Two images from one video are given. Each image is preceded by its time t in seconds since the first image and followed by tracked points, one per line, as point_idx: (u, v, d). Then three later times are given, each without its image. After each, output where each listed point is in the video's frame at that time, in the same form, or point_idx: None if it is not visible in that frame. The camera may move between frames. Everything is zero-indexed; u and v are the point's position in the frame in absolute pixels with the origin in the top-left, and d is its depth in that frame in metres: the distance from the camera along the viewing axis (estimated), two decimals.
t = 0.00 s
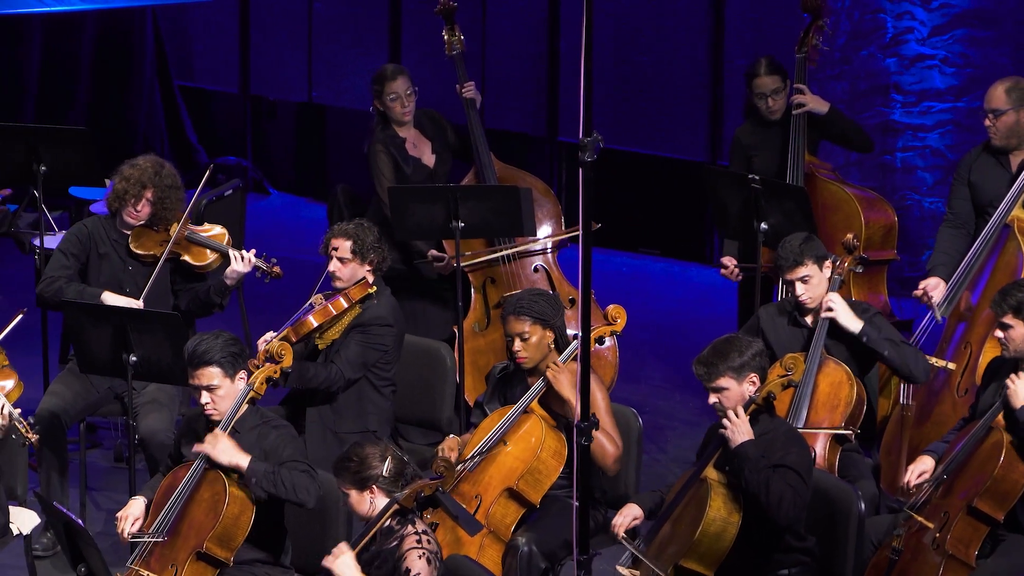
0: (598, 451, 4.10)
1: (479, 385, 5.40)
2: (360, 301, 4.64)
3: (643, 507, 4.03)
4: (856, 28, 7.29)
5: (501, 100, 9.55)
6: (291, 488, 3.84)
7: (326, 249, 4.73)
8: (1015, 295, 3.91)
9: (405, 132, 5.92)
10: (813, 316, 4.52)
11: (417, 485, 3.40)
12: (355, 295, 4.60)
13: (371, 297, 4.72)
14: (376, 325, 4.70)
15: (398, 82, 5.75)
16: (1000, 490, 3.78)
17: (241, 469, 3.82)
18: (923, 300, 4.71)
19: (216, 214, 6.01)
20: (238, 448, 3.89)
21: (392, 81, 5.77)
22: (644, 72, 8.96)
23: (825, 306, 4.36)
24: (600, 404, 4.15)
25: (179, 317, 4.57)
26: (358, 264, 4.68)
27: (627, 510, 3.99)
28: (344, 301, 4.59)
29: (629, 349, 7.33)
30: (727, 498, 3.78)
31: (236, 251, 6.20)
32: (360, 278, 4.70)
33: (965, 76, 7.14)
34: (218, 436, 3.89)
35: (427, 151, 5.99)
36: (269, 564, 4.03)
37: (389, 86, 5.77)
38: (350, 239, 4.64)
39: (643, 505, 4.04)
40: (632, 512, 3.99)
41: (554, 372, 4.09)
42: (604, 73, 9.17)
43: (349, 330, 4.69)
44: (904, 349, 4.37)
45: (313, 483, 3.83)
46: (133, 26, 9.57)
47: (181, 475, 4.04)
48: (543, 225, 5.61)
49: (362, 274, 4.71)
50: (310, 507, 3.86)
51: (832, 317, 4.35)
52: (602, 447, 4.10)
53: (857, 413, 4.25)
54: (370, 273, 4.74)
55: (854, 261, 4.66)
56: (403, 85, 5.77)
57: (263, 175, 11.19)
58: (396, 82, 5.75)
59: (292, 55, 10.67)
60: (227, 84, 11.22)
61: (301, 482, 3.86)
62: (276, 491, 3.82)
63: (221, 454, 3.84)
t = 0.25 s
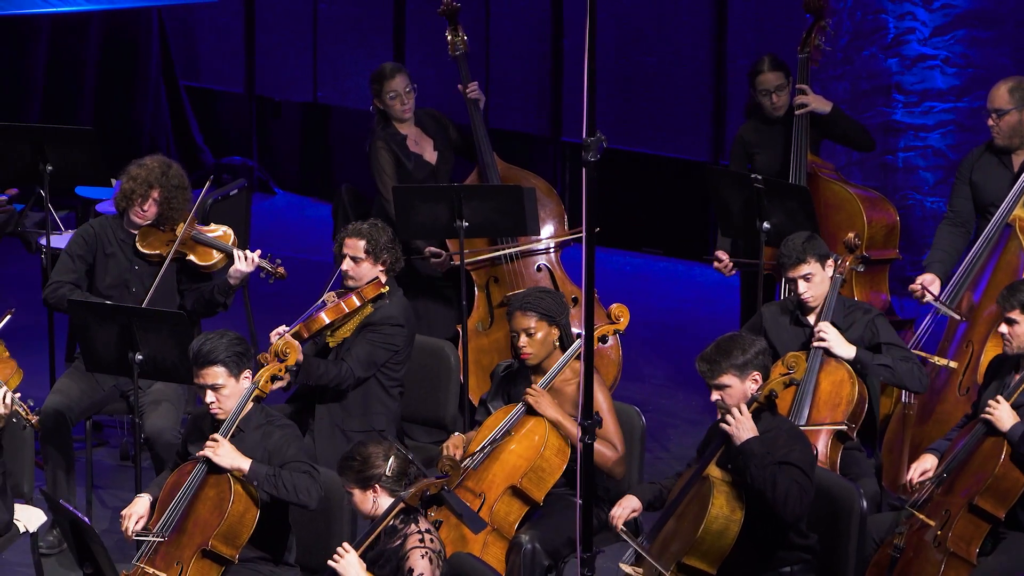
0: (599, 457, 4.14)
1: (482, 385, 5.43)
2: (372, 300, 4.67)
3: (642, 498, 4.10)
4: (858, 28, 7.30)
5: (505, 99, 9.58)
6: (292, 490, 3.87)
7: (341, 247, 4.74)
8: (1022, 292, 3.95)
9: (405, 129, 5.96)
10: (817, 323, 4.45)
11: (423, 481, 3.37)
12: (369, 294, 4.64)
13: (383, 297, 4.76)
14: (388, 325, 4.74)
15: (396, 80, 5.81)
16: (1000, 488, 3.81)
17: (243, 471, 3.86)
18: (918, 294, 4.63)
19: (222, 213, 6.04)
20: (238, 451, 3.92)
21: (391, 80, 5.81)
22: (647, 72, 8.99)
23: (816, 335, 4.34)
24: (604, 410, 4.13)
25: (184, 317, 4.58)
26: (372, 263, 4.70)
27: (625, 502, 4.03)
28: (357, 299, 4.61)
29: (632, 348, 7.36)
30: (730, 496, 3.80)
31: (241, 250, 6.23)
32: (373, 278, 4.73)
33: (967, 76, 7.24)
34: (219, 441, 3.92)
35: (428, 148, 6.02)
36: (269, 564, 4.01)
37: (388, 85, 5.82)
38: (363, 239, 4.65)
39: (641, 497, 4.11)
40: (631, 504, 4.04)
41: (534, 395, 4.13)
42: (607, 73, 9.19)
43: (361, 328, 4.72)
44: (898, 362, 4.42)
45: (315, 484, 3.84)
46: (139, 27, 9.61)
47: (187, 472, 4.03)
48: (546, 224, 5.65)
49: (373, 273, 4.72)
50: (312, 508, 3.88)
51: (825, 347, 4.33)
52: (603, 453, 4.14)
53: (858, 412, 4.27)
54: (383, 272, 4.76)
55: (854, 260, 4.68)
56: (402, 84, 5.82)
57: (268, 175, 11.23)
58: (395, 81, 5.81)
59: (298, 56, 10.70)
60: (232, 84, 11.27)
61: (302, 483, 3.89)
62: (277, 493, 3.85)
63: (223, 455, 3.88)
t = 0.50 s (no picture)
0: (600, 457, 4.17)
1: (486, 383, 5.45)
2: (382, 300, 4.74)
3: (643, 493, 4.14)
4: (860, 29, 7.45)
5: (509, 99, 9.61)
6: (296, 489, 3.86)
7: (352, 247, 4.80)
8: None
9: (407, 127, 5.98)
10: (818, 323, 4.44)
11: (429, 481, 3.38)
12: (378, 293, 4.71)
13: (393, 296, 4.80)
14: (397, 324, 4.77)
15: (400, 75, 5.88)
16: (1001, 486, 3.83)
17: (247, 473, 3.87)
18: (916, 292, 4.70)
19: (227, 213, 6.07)
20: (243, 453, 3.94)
21: (396, 74, 5.87)
22: (651, 72, 9.01)
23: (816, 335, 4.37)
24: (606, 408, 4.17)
25: (190, 315, 4.61)
26: (381, 263, 4.75)
27: (626, 497, 4.09)
28: (367, 297, 4.69)
29: (636, 347, 7.38)
30: (732, 494, 3.82)
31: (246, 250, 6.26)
32: (383, 278, 4.78)
33: (968, 76, 7.25)
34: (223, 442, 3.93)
35: (429, 145, 6.03)
36: (273, 562, 4.04)
37: (395, 79, 5.88)
38: (373, 239, 4.69)
39: (642, 491, 4.15)
40: (632, 499, 4.09)
41: (538, 393, 4.15)
42: (611, 73, 9.22)
43: (371, 327, 4.77)
44: (897, 360, 4.44)
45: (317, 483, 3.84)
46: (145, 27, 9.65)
47: (191, 472, 4.06)
48: (549, 224, 5.68)
49: (383, 273, 4.78)
50: (315, 507, 3.88)
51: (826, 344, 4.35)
52: (605, 453, 4.18)
53: (858, 411, 4.29)
54: (393, 272, 4.81)
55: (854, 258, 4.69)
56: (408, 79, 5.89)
57: (273, 175, 11.26)
58: (400, 75, 5.87)
59: (303, 56, 10.74)
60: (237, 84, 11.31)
61: (306, 482, 3.88)
62: (281, 492, 3.85)
63: (228, 457, 3.89)
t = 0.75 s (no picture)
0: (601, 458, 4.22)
1: (490, 381, 5.48)
2: (391, 300, 4.75)
3: (644, 488, 4.13)
4: (863, 29, 7.45)
5: (513, 99, 9.64)
6: (300, 487, 3.88)
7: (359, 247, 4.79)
8: None
9: (410, 126, 6.02)
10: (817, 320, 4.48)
11: (433, 481, 3.37)
12: (387, 294, 4.72)
13: (401, 296, 4.81)
14: (407, 324, 4.79)
15: (407, 72, 5.90)
16: (1002, 485, 3.85)
17: (252, 471, 3.86)
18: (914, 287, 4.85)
19: (232, 212, 6.11)
20: (248, 451, 3.93)
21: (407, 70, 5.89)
22: (654, 72, 9.04)
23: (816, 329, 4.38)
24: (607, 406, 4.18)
25: (196, 314, 4.64)
26: (388, 264, 4.75)
27: (626, 492, 4.06)
28: (377, 298, 4.71)
29: (639, 345, 7.41)
30: (735, 492, 3.82)
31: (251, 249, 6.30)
32: (390, 278, 4.78)
33: (969, 77, 7.34)
34: (228, 442, 3.93)
35: (432, 146, 6.07)
36: (277, 560, 4.06)
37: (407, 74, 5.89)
38: (380, 239, 4.69)
39: (642, 487, 4.14)
40: (632, 494, 4.06)
41: (542, 389, 4.17)
42: (614, 73, 9.24)
43: (381, 327, 4.78)
44: (897, 357, 4.44)
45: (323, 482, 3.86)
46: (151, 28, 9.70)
47: (197, 470, 4.08)
48: (553, 223, 5.70)
49: (391, 273, 4.77)
50: (320, 506, 3.89)
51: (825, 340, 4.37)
52: (606, 454, 4.22)
53: (858, 408, 4.32)
54: (400, 273, 4.81)
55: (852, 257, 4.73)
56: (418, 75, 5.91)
57: (279, 174, 11.31)
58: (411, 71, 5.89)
59: (308, 56, 10.77)
60: (243, 84, 11.35)
61: (311, 482, 3.90)
62: (286, 491, 3.86)
63: (232, 456, 3.89)
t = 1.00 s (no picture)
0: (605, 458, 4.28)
1: (495, 380, 5.52)
2: (396, 302, 4.75)
3: (644, 482, 4.17)
4: (864, 30, 7.57)
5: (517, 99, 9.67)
6: (307, 485, 3.91)
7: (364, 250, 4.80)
8: None
9: (417, 127, 6.04)
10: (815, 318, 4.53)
11: (439, 481, 3.37)
12: (393, 296, 4.72)
13: (407, 297, 4.83)
14: (413, 325, 4.82)
15: (416, 72, 5.94)
16: (1004, 482, 3.88)
17: (260, 464, 3.91)
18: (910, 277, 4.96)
19: (238, 211, 6.14)
20: (256, 444, 3.99)
21: (415, 71, 5.94)
22: (656, 72, 9.06)
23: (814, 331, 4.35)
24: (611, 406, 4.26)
25: (204, 313, 4.69)
26: (393, 266, 4.74)
27: (627, 486, 4.12)
28: (383, 300, 4.71)
29: (643, 344, 7.44)
30: (738, 488, 3.84)
31: (257, 248, 6.34)
32: (395, 279, 4.78)
33: (971, 77, 7.32)
34: (238, 433, 3.98)
35: (436, 146, 6.09)
36: (283, 558, 4.05)
37: (416, 75, 5.94)
38: (384, 241, 4.69)
39: (643, 481, 4.17)
40: (633, 488, 4.12)
41: (546, 387, 4.20)
42: (616, 74, 9.26)
43: (386, 329, 4.81)
44: (895, 358, 4.48)
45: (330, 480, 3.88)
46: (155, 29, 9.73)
47: (203, 469, 4.11)
48: (557, 223, 5.73)
49: (396, 275, 4.77)
50: (325, 504, 3.91)
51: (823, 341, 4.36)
52: (608, 454, 4.28)
53: (858, 405, 4.35)
54: (406, 274, 4.81)
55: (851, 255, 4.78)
56: (427, 76, 5.96)
57: (284, 174, 11.34)
58: (420, 72, 5.94)
59: (313, 57, 10.79)
60: (248, 84, 11.40)
61: (318, 480, 3.93)
62: (292, 487, 3.89)
63: (241, 448, 3.94)
